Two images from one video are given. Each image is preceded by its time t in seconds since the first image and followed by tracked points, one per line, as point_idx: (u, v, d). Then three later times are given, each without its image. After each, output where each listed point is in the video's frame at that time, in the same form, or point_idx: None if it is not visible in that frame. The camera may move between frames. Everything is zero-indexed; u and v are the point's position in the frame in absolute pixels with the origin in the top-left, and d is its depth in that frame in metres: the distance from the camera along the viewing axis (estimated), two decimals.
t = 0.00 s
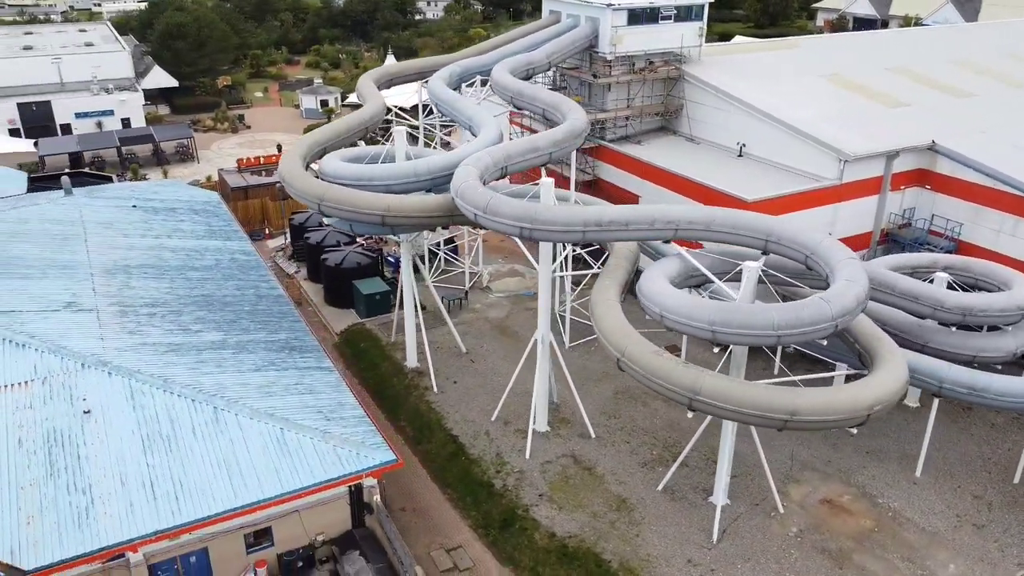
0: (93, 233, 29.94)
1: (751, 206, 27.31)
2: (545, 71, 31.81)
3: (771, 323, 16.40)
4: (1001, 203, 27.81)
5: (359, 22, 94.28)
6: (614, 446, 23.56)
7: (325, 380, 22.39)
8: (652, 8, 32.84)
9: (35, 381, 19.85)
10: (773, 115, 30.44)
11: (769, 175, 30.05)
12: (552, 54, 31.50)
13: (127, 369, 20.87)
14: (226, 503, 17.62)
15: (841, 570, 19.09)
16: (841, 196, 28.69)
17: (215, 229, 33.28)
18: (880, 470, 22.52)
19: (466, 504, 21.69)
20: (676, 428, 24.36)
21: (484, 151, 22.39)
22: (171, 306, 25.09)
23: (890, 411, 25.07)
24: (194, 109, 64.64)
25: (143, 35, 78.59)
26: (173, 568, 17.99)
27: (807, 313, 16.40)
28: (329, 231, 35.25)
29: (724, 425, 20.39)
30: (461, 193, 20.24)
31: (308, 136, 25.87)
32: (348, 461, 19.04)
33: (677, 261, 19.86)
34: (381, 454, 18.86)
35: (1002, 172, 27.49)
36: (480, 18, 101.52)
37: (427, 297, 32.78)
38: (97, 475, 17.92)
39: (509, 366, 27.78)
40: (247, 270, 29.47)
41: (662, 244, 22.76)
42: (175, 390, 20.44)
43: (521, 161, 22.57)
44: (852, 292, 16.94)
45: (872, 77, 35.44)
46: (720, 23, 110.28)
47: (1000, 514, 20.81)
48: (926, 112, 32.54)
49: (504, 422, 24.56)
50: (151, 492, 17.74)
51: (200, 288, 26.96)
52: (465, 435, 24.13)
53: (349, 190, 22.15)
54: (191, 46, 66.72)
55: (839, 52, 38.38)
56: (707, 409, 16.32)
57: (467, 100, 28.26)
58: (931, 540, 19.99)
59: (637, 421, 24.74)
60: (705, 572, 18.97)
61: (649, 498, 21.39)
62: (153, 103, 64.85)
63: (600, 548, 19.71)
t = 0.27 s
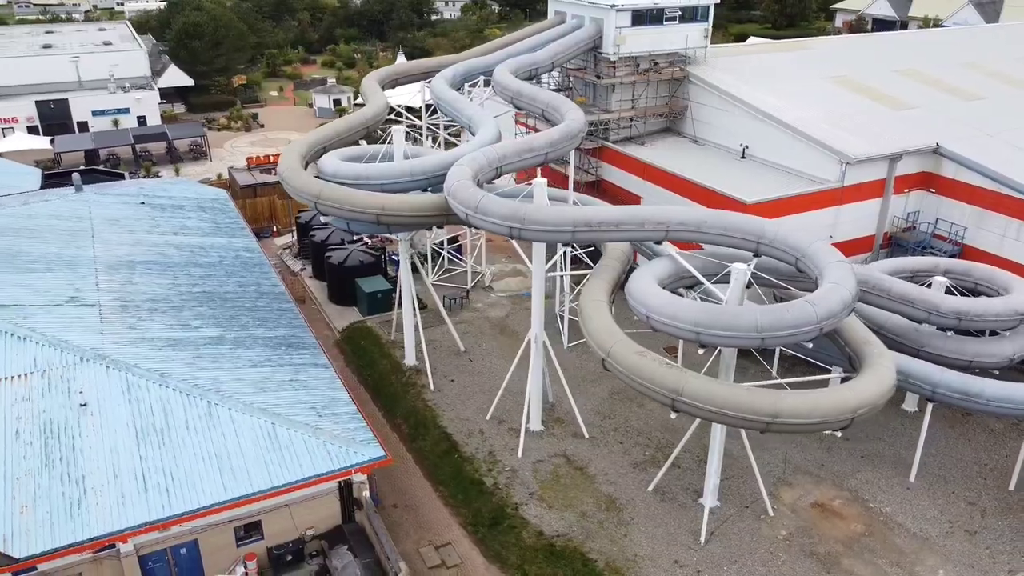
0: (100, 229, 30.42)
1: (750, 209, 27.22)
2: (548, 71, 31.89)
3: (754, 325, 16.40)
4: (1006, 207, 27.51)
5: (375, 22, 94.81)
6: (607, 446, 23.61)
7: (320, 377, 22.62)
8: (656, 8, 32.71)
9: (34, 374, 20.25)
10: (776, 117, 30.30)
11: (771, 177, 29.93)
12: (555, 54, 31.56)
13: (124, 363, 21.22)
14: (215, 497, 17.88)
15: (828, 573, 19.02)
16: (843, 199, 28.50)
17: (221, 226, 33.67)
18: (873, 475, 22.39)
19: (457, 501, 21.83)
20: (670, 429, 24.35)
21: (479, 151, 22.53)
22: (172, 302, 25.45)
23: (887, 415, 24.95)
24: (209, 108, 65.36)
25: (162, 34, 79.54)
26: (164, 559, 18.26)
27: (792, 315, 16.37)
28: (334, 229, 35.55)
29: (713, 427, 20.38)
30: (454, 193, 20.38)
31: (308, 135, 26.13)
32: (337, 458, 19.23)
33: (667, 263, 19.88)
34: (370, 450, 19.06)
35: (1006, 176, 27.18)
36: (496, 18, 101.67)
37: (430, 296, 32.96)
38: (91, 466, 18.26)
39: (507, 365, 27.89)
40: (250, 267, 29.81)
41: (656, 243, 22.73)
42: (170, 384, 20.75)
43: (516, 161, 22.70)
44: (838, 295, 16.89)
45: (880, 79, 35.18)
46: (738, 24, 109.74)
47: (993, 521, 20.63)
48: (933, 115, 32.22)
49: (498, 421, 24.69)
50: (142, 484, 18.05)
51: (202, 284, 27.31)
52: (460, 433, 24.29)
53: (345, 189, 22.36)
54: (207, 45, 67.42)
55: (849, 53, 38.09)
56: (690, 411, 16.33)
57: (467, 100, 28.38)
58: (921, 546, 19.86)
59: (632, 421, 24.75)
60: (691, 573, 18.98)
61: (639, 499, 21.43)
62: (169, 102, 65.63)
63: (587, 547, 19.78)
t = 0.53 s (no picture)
0: (117, 227, 31.06)
1: (756, 214, 27.11)
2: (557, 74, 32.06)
3: (744, 332, 16.40)
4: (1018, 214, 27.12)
5: (398, 22, 95.43)
6: (605, 449, 23.66)
7: (321, 375, 22.94)
8: (667, 11, 32.70)
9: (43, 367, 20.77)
10: (786, 121, 30.12)
11: (779, 182, 29.79)
12: (565, 57, 31.72)
13: (131, 358, 21.69)
14: (212, 492, 18.24)
15: None
16: (851, 205, 28.28)
17: (235, 225, 34.20)
18: (873, 483, 22.22)
19: (454, 501, 22.02)
20: (669, 434, 24.35)
21: (481, 154, 22.71)
22: (182, 299, 25.94)
23: (891, 424, 24.73)
24: (232, 107, 66.27)
25: (188, 34, 80.77)
26: (163, 551, 18.66)
27: (782, 322, 16.35)
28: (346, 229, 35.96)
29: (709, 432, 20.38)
30: (452, 195, 20.58)
31: (316, 136, 26.49)
32: (333, 455, 19.53)
33: (663, 267, 19.93)
34: (365, 449, 19.35)
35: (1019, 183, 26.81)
36: (519, 19, 101.77)
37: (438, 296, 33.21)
38: (93, 458, 18.69)
39: (511, 366, 28.04)
40: (260, 265, 30.27)
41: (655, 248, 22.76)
42: (174, 379, 21.18)
43: (517, 164, 22.83)
44: (830, 303, 16.83)
45: (895, 84, 34.80)
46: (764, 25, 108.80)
47: (992, 533, 20.40)
48: (948, 121, 31.81)
49: (498, 422, 24.85)
50: (142, 477, 18.46)
51: (212, 282, 27.78)
52: (460, 433, 24.49)
53: (348, 190, 22.67)
54: (231, 45, 68.32)
55: (865, 58, 37.71)
56: (678, 416, 16.36)
57: (474, 102, 28.58)
58: (917, 556, 19.69)
59: (632, 425, 24.78)
60: None
61: (634, 502, 21.48)
62: (193, 101, 66.64)
63: (580, 550, 19.88)
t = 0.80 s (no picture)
0: (137, 227, 31.76)
1: (765, 224, 26.97)
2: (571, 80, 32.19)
3: (737, 344, 16.43)
4: None
5: (425, 24, 96.13)
6: (607, 456, 23.74)
7: (327, 377, 23.32)
8: (682, 18, 32.66)
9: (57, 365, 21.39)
10: (800, 129, 29.92)
11: (792, 191, 29.61)
12: (579, 63, 31.86)
13: (142, 357, 22.24)
14: (214, 490, 18.67)
15: None
16: (863, 215, 28.02)
17: (253, 226, 34.80)
18: (876, 497, 22.03)
19: (454, 504, 22.27)
20: (672, 442, 24.35)
21: (488, 161, 22.93)
22: (195, 299, 26.50)
23: (897, 437, 24.48)
24: (259, 108, 67.26)
25: (219, 36, 82.10)
26: (166, 547, 19.13)
27: (774, 336, 16.38)
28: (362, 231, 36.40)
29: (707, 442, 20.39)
30: (455, 203, 20.83)
31: (329, 141, 26.92)
32: (333, 457, 19.86)
33: (663, 277, 19.99)
34: (364, 451, 19.66)
35: None
36: (546, 21, 101.85)
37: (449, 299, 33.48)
38: (101, 455, 19.21)
39: (518, 371, 28.22)
40: (275, 266, 30.79)
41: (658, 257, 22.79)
42: (183, 379, 21.68)
43: (522, 171, 23.03)
44: (825, 318, 16.79)
45: (915, 92, 34.38)
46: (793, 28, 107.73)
47: (995, 551, 20.14)
48: (967, 131, 31.33)
49: (502, 426, 25.05)
50: (148, 474, 18.94)
51: (226, 282, 28.33)
52: (463, 436, 24.73)
53: (355, 195, 23.05)
54: (258, 46, 69.28)
55: (887, 65, 37.26)
56: (669, 427, 16.44)
57: (486, 108, 28.83)
58: (915, 572, 19.51)
59: (635, 432, 24.82)
60: None
61: (632, 510, 21.54)
62: (221, 101, 67.75)
63: (575, 556, 20.00)
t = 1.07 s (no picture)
0: (157, 228, 32.50)
1: (775, 235, 26.83)
2: (585, 88, 32.28)
3: (729, 359, 16.44)
4: None
5: (452, 27, 96.71)
6: (608, 464, 23.83)
7: (333, 381, 23.71)
8: (697, 26, 32.62)
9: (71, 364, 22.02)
10: (814, 139, 29.71)
11: (804, 201, 29.44)
12: (593, 71, 31.94)
13: (153, 358, 22.80)
14: (216, 490, 19.13)
15: None
16: (875, 227, 27.77)
17: (270, 228, 35.41)
18: (878, 513, 21.86)
19: (455, 509, 22.52)
20: (674, 452, 24.37)
21: (494, 170, 23.12)
22: (209, 301, 27.07)
23: (904, 453, 24.23)
24: (285, 110, 68.22)
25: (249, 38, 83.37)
26: (170, 544, 19.63)
27: (767, 351, 16.37)
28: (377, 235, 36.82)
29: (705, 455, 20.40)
30: (458, 211, 21.06)
31: (341, 146, 27.31)
32: (333, 460, 20.23)
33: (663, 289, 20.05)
34: (363, 455, 19.98)
35: None
36: (574, 23, 101.90)
37: (461, 303, 33.76)
38: (109, 453, 19.76)
39: (524, 377, 28.41)
40: (289, 269, 31.32)
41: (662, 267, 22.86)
42: (191, 380, 22.18)
43: (527, 180, 23.20)
44: (819, 333, 16.75)
45: (936, 102, 33.95)
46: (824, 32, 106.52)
47: (996, 571, 19.90)
48: (987, 142, 30.88)
49: (505, 432, 25.27)
50: (153, 473, 19.45)
51: (240, 285, 28.89)
52: (467, 442, 24.99)
53: (363, 202, 23.40)
54: (286, 48, 70.23)
55: (908, 74, 36.82)
56: (659, 440, 16.50)
57: (497, 115, 29.06)
58: None
59: (637, 441, 24.88)
60: None
61: (630, 520, 21.63)
62: (249, 103, 68.82)
63: (570, 565, 20.15)
